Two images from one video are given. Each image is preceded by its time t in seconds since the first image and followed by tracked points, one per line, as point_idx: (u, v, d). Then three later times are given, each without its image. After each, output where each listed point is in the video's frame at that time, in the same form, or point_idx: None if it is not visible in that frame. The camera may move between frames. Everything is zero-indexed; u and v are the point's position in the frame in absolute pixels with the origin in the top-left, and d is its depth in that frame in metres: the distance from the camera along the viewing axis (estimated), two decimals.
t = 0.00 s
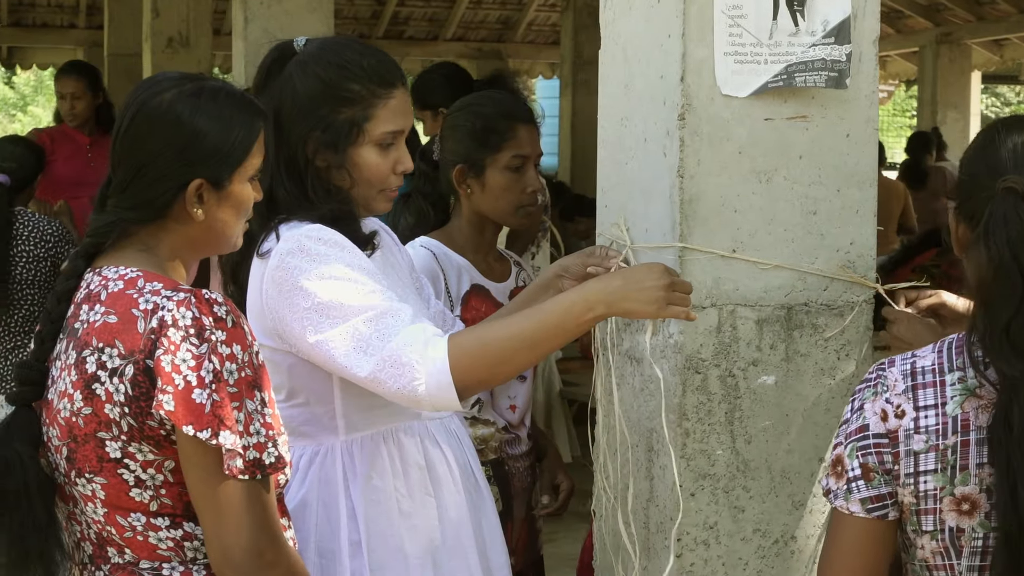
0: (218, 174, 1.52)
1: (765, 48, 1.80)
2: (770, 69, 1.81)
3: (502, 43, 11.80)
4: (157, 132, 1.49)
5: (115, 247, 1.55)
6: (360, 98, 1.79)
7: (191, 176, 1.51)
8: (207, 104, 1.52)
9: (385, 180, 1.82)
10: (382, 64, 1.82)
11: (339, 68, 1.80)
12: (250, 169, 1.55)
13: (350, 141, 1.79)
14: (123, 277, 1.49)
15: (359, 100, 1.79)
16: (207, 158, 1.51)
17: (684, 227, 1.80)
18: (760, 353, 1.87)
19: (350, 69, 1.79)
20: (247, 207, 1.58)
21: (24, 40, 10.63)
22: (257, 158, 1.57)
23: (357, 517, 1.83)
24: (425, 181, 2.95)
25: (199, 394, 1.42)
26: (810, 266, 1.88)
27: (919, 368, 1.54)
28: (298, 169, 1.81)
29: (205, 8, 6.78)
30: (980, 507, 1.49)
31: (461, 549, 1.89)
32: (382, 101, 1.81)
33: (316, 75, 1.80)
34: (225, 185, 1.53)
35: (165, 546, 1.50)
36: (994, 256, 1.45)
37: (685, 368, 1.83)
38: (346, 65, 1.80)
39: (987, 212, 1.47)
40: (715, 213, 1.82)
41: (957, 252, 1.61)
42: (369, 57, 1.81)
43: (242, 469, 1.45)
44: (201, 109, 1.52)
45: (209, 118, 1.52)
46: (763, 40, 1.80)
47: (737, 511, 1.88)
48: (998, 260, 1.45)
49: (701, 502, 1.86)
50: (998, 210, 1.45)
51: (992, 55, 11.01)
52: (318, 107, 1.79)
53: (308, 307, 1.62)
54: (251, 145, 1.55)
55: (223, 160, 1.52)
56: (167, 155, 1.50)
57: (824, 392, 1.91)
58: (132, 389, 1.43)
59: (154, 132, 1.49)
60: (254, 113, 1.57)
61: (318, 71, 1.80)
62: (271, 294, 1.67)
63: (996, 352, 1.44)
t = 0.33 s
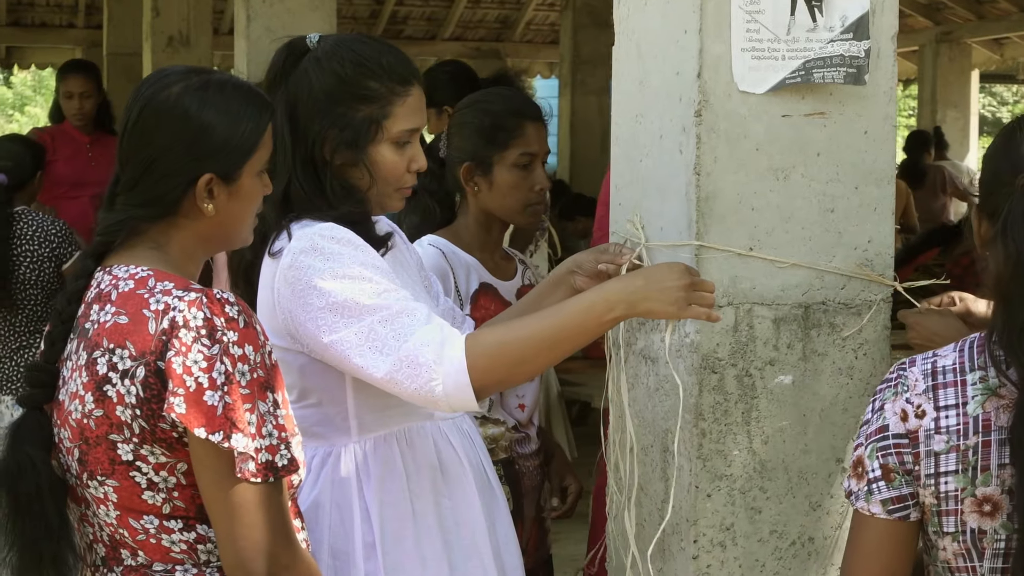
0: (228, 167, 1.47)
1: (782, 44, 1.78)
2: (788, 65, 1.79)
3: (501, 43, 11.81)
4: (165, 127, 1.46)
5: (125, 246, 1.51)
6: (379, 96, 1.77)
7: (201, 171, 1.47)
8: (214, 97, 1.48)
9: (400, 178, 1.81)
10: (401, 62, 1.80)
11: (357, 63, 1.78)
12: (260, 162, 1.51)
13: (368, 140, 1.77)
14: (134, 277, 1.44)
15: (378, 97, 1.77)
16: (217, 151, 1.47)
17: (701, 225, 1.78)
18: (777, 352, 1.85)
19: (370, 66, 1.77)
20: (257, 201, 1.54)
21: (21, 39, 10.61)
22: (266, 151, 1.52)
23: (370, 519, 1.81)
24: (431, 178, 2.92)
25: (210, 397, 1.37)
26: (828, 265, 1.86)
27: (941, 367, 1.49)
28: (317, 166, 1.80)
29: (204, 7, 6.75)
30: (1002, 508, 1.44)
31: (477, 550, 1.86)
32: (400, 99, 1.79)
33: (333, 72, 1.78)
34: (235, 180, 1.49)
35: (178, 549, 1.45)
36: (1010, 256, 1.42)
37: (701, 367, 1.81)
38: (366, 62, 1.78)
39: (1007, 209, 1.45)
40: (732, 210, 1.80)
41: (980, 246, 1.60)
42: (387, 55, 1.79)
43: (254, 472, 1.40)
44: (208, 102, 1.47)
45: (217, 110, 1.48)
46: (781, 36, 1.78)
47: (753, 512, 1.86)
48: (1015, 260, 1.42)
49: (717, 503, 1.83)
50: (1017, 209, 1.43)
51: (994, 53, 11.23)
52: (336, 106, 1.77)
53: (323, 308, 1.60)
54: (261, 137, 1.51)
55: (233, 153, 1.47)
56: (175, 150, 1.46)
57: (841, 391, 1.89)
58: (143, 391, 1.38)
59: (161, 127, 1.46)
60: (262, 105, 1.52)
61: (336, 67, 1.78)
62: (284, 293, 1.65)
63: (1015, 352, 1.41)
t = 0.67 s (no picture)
0: (220, 139, 1.45)
1: (780, 40, 1.77)
2: (786, 61, 1.77)
3: (484, 43, 11.93)
4: (149, 118, 1.43)
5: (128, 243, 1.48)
6: (371, 92, 1.75)
7: (194, 149, 1.44)
8: (189, 83, 1.45)
9: (391, 176, 1.79)
10: (392, 58, 1.79)
11: (347, 57, 1.76)
12: (248, 134, 1.50)
13: (362, 137, 1.75)
14: (139, 276, 1.41)
15: (370, 95, 1.75)
16: (205, 126, 1.44)
17: (698, 223, 1.76)
18: (775, 351, 1.83)
19: (361, 62, 1.76)
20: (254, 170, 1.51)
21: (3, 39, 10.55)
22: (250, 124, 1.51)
23: (363, 520, 1.78)
24: (421, 176, 2.91)
25: (208, 406, 1.34)
26: (825, 262, 1.85)
27: (940, 365, 1.44)
28: (308, 163, 1.78)
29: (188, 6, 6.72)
30: (1003, 508, 1.41)
31: (470, 551, 1.85)
32: (393, 96, 1.78)
33: (324, 68, 1.76)
34: (229, 152, 1.47)
35: (164, 551, 1.43)
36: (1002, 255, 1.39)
37: (698, 366, 1.79)
38: (358, 57, 1.76)
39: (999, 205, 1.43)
40: (729, 208, 1.79)
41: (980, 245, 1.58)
42: (379, 51, 1.77)
43: (246, 484, 1.37)
44: (185, 83, 1.45)
45: (195, 88, 1.46)
46: (778, 32, 1.77)
47: (750, 512, 1.85)
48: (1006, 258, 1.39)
49: (714, 503, 1.82)
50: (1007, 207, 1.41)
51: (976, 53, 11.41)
52: (328, 103, 1.75)
53: (317, 307, 1.58)
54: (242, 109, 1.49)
55: (220, 125, 1.45)
56: (166, 136, 1.43)
57: (838, 390, 1.88)
58: (141, 396, 1.35)
59: (145, 120, 1.43)
60: (236, 80, 1.51)
61: (327, 63, 1.76)
62: (278, 293, 1.63)
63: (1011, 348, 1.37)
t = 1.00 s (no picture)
0: (205, 137, 1.44)
1: (769, 38, 1.76)
2: (775, 59, 1.76)
3: (470, 42, 11.90)
4: (133, 118, 1.41)
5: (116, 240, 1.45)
6: (354, 91, 1.74)
7: (181, 147, 1.42)
8: (173, 83, 1.44)
9: (378, 173, 1.78)
10: (375, 55, 1.76)
11: (329, 56, 1.74)
12: (233, 134, 1.49)
13: (347, 135, 1.74)
14: (118, 278, 1.39)
15: (354, 93, 1.74)
16: (190, 125, 1.43)
17: (687, 222, 1.76)
18: (764, 351, 1.82)
19: (343, 60, 1.74)
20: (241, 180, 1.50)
21: None
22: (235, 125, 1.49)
23: (349, 523, 1.76)
24: (408, 176, 2.89)
25: (173, 413, 1.32)
26: (815, 262, 1.84)
27: (912, 370, 1.36)
28: (292, 164, 1.77)
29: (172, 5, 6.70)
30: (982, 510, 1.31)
31: (458, 554, 1.84)
32: (377, 93, 1.76)
33: (306, 66, 1.73)
34: (215, 152, 1.45)
35: (121, 557, 1.40)
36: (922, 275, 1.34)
37: (688, 366, 1.78)
38: (340, 56, 1.74)
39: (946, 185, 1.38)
40: (720, 207, 1.78)
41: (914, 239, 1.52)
42: (362, 49, 1.75)
43: (208, 493, 1.34)
44: (168, 83, 1.43)
45: (179, 89, 1.44)
46: (767, 31, 1.75)
47: (740, 513, 1.84)
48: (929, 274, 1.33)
49: (704, 504, 1.81)
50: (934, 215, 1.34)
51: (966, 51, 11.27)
52: (310, 102, 1.73)
53: (307, 314, 1.56)
54: (225, 107, 1.47)
55: (206, 124, 1.44)
56: (152, 135, 1.41)
57: (829, 390, 1.87)
58: (107, 399, 1.32)
59: (129, 122, 1.41)
60: (218, 79, 1.49)
61: (308, 63, 1.74)
62: (266, 296, 1.61)
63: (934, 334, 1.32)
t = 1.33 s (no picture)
0: (179, 136, 1.42)
1: (757, 38, 1.74)
2: (762, 59, 1.75)
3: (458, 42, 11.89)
4: (106, 115, 1.39)
5: (89, 239, 1.42)
6: (339, 90, 1.72)
7: (155, 144, 1.40)
8: (149, 83, 1.42)
9: (365, 172, 1.77)
10: (358, 53, 1.74)
11: (313, 57, 1.71)
12: (211, 137, 1.47)
13: (334, 136, 1.73)
14: (84, 282, 1.37)
15: (339, 93, 1.72)
16: (164, 123, 1.41)
17: (674, 223, 1.74)
18: (752, 353, 1.81)
19: (328, 60, 1.71)
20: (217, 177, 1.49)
21: None
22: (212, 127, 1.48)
23: (332, 528, 1.74)
24: (394, 176, 2.88)
25: (133, 420, 1.29)
26: (803, 264, 1.82)
27: (882, 372, 1.38)
28: (278, 168, 1.75)
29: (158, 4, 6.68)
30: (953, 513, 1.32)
31: (445, 559, 1.81)
32: (363, 92, 1.74)
33: (289, 67, 1.71)
34: (190, 152, 1.43)
35: (87, 566, 1.37)
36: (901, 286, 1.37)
37: (676, 368, 1.77)
38: (324, 55, 1.72)
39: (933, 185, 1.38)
40: (707, 208, 1.76)
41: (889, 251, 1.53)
42: (345, 48, 1.73)
43: (164, 502, 1.29)
44: (143, 81, 1.42)
45: (155, 87, 1.42)
46: (756, 30, 1.74)
47: (728, 517, 1.82)
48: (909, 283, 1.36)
49: (692, 507, 1.79)
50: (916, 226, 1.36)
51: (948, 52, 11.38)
52: (295, 103, 1.71)
53: (325, 310, 1.56)
54: (201, 107, 1.46)
55: (180, 123, 1.42)
56: (125, 131, 1.39)
57: (817, 393, 1.85)
58: (68, 404, 1.30)
59: (102, 118, 1.39)
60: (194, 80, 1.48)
61: (292, 64, 1.71)
62: (268, 295, 1.59)
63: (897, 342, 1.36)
